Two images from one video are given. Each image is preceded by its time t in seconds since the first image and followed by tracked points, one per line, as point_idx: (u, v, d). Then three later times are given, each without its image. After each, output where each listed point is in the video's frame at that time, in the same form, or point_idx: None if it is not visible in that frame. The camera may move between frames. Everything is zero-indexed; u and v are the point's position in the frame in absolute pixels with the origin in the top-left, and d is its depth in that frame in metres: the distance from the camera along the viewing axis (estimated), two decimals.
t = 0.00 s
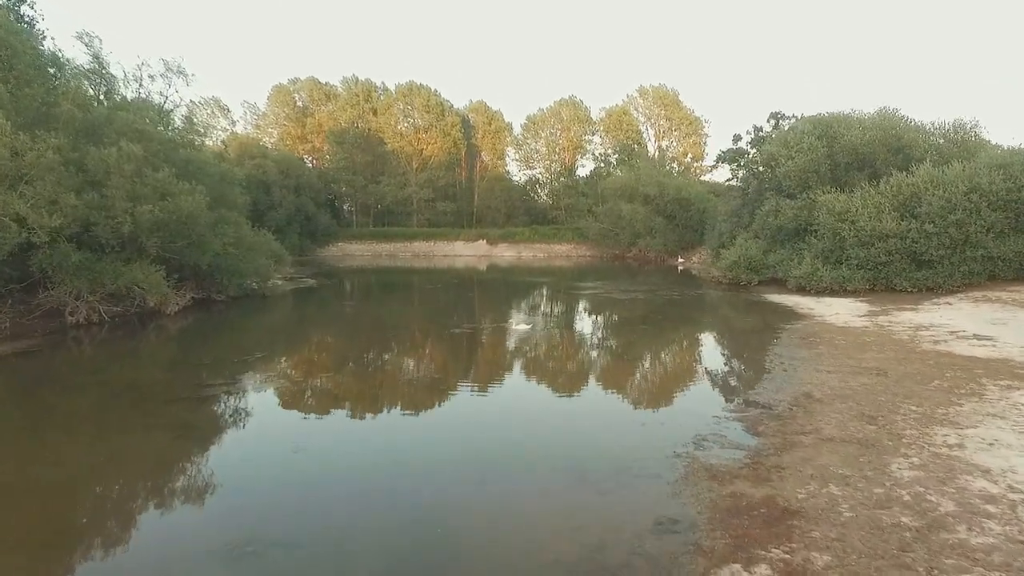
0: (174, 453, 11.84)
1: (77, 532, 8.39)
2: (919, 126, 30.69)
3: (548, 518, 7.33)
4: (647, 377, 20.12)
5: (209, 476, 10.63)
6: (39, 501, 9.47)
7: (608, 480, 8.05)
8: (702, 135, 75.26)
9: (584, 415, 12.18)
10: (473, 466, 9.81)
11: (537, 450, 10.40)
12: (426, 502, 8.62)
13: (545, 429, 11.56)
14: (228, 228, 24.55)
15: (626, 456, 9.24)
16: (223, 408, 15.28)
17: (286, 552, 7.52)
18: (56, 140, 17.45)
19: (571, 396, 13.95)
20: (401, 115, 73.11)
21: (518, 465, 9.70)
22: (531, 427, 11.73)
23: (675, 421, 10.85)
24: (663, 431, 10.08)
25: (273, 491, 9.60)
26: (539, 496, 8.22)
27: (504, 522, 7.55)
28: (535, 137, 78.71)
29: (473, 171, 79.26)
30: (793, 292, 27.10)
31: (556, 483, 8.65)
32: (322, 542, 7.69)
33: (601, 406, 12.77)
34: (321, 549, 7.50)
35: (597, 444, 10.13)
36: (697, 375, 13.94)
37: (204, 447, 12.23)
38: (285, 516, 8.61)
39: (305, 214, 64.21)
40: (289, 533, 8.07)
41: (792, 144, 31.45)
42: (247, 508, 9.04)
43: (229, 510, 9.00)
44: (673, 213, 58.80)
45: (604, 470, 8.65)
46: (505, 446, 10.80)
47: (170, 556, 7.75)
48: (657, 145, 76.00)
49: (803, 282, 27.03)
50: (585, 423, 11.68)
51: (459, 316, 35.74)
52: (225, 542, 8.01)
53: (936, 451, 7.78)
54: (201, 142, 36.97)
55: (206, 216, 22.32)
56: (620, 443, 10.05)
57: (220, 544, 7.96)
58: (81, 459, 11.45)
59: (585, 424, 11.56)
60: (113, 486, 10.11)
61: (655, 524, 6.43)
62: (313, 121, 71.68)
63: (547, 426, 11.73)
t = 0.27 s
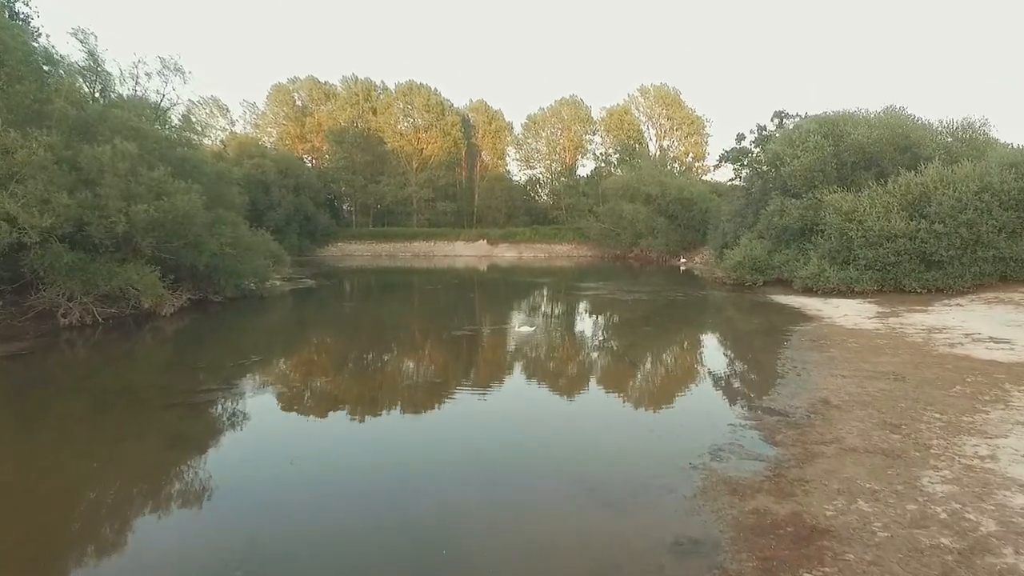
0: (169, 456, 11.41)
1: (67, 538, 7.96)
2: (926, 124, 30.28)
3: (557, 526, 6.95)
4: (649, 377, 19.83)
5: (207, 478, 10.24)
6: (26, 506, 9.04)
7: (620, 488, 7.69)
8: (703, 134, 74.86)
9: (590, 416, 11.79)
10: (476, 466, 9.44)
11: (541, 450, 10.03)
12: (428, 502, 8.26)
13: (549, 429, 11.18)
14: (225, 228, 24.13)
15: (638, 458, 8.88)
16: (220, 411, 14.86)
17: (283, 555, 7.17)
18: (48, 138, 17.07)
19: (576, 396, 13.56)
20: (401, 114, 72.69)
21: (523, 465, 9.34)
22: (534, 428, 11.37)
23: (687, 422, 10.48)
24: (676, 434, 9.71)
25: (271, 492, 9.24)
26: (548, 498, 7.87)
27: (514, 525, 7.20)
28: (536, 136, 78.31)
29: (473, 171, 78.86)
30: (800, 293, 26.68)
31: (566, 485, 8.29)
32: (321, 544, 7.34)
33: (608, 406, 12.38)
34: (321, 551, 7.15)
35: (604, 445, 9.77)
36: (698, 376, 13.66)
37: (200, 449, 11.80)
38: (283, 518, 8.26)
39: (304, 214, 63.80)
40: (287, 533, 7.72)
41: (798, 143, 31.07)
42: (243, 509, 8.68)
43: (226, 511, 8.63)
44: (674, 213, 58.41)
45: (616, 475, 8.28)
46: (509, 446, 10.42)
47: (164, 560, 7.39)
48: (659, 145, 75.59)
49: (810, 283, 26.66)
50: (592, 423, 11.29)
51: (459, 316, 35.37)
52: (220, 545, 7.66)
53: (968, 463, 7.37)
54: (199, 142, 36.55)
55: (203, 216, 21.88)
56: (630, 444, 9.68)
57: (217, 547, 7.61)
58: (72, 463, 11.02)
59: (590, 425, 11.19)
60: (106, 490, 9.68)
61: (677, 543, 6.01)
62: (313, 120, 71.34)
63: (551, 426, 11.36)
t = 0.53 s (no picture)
0: (163, 459, 11.00)
1: (57, 544, 7.54)
2: (934, 123, 29.85)
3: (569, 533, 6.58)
4: (649, 377, 19.52)
5: (203, 480, 9.84)
6: (18, 510, 8.67)
7: (634, 495, 7.32)
8: (705, 134, 74.51)
9: (598, 416, 11.41)
10: (478, 466, 9.05)
11: (545, 449, 9.64)
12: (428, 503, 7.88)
13: (553, 429, 10.79)
14: (222, 228, 23.69)
15: (649, 461, 8.52)
16: (217, 413, 14.47)
17: (278, 560, 6.79)
18: (39, 135, 16.64)
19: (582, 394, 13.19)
20: (401, 114, 72.31)
21: (528, 465, 8.96)
22: (538, 427, 10.99)
23: (698, 425, 10.12)
24: (688, 438, 9.35)
25: (267, 493, 8.86)
26: (557, 501, 7.49)
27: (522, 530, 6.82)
28: (536, 136, 77.92)
29: (473, 171, 78.50)
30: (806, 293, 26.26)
31: (575, 486, 7.92)
32: (318, 549, 6.96)
33: (615, 407, 12.01)
34: (317, 556, 6.77)
35: (614, 446, 9.41)
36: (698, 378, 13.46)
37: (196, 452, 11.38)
38: (279, 520, 7.88)
39: (303, 214, 63.40)
40: (282, 537, 7.33)
41: (803, 142, 30.66)
42: (238, 512, 8.29)
43: (222, 514, 8.24)
44: (676, 213, 58.01)
45: (628, 479, 7.91)
46: (512, 444, 10.04)
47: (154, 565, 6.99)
48: (660, 144, 75.20)
49: (816, 284, 26.31)
50: (599, 423, 10.91)
51: (460, 317, 34.95)
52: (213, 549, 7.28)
53: (1005, 477, 6.93)
54: (196, 141, 36.11)
55: (200, 215, 21.44)
56: (642, 446, 9.29)
57: (209, 551, 7.23)
58: (62, 468, 10.60)
59: (597, 424, 10.82)
60: (98, 494, 9.28)
61: (705, 565, 5.60)
62: (312, 119, 71.36)
63: (555, 425, 10.98)
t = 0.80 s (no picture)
0: (157, 467, 10.63)
1: (46, 554, 7.37)
2: (942, 121, 29.40)
3: (582, 550, 6.29)
4: (651, 379, 19.23)
5: (206, 479, 9.99)
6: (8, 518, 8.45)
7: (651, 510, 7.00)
8: (706, 133, 74.05)
9: (599, 424, 11.34)
10: (477, 476, 9.03)
11: (545, 458, 9.62)
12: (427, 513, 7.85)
13: (551, 437, 10.75)
14: (218, 228, 23.27)
15: (663, 474, 8.27)
16: (214, 417, 14.07)
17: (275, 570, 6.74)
18: (30, 133, 16.21)
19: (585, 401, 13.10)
20: (401, 113, 71.93)
21: (527, 475, 8.95)
22: (537, 434, 10.98)
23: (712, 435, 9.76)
24: (704, 450, 9.02)
25: (265, 500, 8.82)
26: (558, 512, 7.42)
27: (521, 541, 6.76)
28: (537, 135, 77.49)
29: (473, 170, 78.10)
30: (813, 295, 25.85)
31: (580, 497, 7.83)
32: (316, 556, 6.93)
33: (616, 414, 11.94)
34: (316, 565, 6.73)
35: (609, 453, 9.59)
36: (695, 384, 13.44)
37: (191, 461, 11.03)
38: (277, 528, 7.85)
39: (303, 214, 62.95)
40: (281, 547, 7.28)
41: (809, 141, 30.24)
42: (246, 510, 8.51)
43: (225, 514, 8.41)
44: (678, 213, 57.56)
45: (643, 494, 7.60)
46: (512, 453, 10.02)
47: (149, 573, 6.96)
48: (662, 144, 74.74)
49: (823, 285, 25.98)
50: (601, 431, 10.84)
51: (461, 317, 34.54)
52: (210, 556, 7.25)
53: None
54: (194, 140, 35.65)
55: (196, 215, 21.01)
56: (647, 456, 9.17)
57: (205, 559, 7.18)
58: (51, 475, 10.23)
59: (598, 433, 10.75)
60: (88, 502, 8.96)
61: None
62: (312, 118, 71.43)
63: (555, 432, 10.94)
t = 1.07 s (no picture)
0: (150, 475, 10.25)
1: (37, 564, 7.39)
2: (951, 119, 28.98)
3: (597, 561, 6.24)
4: (654, 380, 19.01)
5: (209, 476, 10.24)
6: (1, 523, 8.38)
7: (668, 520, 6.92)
8: (708, 133, 73.64)
9: (597, 425, 11.60)
10: (475, 478, 9.31)
11: (540, 460, 9.90)
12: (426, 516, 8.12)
13: (547, 439, 11.02)
14: (215, 228, 22.85)
15: (675, 482, 8.29)
16: (210, 421, 13.68)
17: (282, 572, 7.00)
18: (21, 130, 15.78)
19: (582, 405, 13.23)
20: (401, 112, 71.52)
21: (521, 476, 9.28)
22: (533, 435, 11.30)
23: (731, 447, 9.39)
24: (726, 461, 8.72)
25: (269, 502, 9.07)
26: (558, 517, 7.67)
27: (525, 545, 7.01)
28: (538, 135, 77.03)
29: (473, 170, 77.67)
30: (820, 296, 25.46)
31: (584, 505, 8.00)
32: (320, 558, 7.21)
33: (613, 416, 12.15)
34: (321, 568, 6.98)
35: (603, 454, 9.89)
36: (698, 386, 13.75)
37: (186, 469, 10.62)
38: (282, 529, 8.11)
39: (302, 214, 62.50)
40: (287, 549, 7.53)
41: (815, 139, 29.86)
42: (250, 510, 8.83)
43: (230, 513, 8.73)
44: (680, 213, 57.13)
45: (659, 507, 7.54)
46: (509, 455, 10.28)
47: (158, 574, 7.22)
48: (663, 143, 74.29)
49: (830, 286, 25.61)
50: (597, 433, 11.11)
51: (460, 318, 34.17)
52: (218, 557, 7.52)
53: None
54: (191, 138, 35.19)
55: (192, 215, 20.57)
56: (649, 461, 9.32)
57: (214, 560, 7.46)
58: (40, 483, 9.83)
59: (593, 434, 11.01)
60: (82, 509, 8.91)
61: None
62: (310, 118, 70.79)
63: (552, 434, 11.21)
